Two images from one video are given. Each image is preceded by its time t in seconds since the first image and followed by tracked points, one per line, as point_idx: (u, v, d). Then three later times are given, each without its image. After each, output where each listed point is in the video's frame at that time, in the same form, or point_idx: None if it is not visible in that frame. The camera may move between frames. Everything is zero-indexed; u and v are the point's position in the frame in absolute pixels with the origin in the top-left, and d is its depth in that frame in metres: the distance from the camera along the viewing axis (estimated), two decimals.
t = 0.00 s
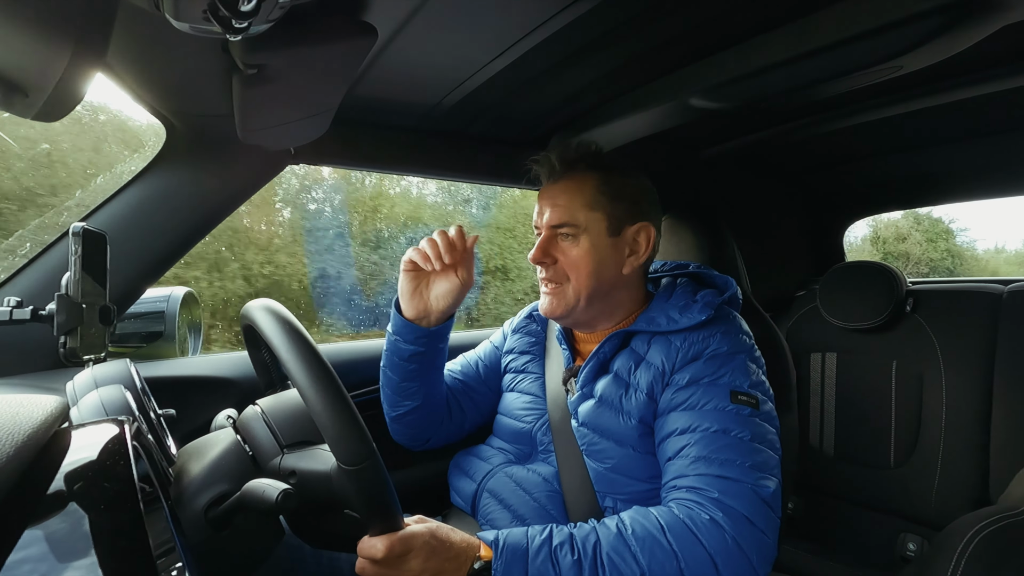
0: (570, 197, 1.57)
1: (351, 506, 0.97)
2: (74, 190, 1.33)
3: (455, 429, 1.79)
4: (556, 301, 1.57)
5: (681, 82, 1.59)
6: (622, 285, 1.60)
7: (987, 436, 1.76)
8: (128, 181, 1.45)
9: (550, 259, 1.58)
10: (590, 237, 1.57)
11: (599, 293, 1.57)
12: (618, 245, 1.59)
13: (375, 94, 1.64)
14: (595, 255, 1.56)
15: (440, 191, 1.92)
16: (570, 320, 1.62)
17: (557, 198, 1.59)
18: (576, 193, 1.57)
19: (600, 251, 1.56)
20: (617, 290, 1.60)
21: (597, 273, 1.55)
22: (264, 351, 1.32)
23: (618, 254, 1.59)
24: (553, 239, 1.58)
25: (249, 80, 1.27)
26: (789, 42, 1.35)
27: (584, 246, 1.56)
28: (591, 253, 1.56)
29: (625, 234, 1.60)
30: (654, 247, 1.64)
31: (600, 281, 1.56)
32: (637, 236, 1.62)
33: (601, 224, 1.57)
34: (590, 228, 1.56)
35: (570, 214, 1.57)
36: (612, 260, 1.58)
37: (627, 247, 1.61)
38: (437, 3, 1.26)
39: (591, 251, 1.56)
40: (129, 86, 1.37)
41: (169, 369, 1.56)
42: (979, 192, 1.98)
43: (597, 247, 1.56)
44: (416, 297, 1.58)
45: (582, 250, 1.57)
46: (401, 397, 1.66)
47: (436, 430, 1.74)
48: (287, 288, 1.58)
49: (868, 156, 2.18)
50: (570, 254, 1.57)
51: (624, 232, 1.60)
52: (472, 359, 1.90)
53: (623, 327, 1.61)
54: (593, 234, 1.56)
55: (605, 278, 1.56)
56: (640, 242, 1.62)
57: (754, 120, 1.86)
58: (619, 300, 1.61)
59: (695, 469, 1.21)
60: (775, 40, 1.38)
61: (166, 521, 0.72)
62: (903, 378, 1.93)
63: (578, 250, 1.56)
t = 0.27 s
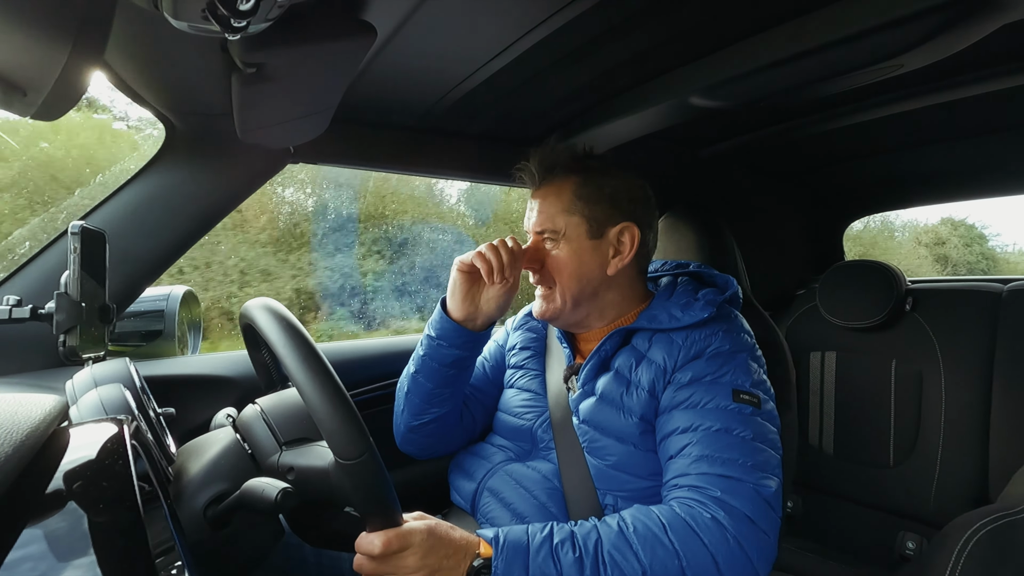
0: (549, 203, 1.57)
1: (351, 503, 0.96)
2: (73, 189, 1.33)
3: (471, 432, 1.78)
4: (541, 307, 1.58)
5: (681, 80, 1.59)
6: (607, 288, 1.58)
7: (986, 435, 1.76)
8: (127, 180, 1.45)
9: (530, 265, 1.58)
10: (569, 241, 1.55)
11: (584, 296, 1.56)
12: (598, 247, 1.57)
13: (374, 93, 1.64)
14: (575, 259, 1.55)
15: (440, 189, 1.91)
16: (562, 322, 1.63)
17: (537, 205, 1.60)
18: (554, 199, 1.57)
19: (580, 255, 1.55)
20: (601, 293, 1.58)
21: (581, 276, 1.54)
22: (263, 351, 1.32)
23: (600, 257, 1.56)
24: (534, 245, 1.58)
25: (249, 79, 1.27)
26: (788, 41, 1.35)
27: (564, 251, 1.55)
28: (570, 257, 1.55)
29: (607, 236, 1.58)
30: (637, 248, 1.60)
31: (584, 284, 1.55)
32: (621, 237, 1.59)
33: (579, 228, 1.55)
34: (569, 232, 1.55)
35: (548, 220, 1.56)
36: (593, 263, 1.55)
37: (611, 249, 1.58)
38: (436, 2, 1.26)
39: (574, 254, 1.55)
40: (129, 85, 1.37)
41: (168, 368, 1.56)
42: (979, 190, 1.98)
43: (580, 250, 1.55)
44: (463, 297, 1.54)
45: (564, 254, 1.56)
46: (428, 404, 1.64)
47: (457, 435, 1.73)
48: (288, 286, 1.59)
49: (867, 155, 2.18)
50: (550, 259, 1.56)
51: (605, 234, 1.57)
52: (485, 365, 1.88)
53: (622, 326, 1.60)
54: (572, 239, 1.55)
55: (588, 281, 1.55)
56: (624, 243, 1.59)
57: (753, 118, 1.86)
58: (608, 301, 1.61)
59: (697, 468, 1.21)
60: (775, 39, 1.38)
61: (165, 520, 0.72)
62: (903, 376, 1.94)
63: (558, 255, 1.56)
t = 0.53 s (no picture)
0: (558, 203, 1.57)
1: (353, 506, 0.97)
2: (75, 191, 1.33)
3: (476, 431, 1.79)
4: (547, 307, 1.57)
5: (682, 81, 1.59)
6: (613, 292, 1.59)
7: (989, 435, 1.76)
8: (129, 182, 1.45)
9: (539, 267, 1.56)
10: (578, 244, 1.55)
11: (590, 298, 1.56)
12: (607, 251, 1.57)
13: (376, 95, 1.64)
14: (584, 262, 1.54)
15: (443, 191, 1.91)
16: (565, 323, 1.62)
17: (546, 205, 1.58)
18: (566, 201, 1.56)
19: (590, 258, 1.55)
20: (606, 297, 1.58)
21: (589, 279, 1.54)
22: (264, 351, 1.33)
23: (608, 261, 1.56)
24: (542, 247, 1.57)
25: (250, 81, 1.27)
26: (789, 42, 1.35)
27: (574, 253, 1.55)
28: (579, 260, 1.54)
29: (615, 240, 1.58)
30: (645, 255, 1.61)
31: (590, 287, 1.55)
32: (630, 242, 1.60)
33: (589, 231, 1.55)
34: (579, 235, 1.55)
35: (558, 222, 1.55)
36: (602, 266, 1.55)
37: (619, 253, 1.58)
38: (437, 3, 1.26)
39: (582, 256, 1.54)
40: (132, 87, 1.37)
41: (170, 369, 1.56)
42: (981, 190, 1.98)
43: (588, 253, 1.55)
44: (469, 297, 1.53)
45: (572, 256, 1.55)
46: (433, 405, 1.63)
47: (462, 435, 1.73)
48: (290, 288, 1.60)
49: (868, 156, 2.18)
50: (558, 261, 1.55)
51: (615, 238, 1.58)
52: (489, 366, 1.88)
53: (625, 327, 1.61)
54: (581, 242, 1.55)
55: (596, 283, 1.55)
56: (633, 248, 1.60)
57: (754, 119, 1.86)
58: (610, 305, 1.61)
59: (701, 471, 1.21)
60: (775, 39, 1.38)
61: (168, 520, 0.72)
62: (905, 376, 1.93)
63: (567, 257, 1.55)
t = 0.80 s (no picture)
0: (585, 192, 1.57)
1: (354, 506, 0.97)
2: (78, 192, 1.34)
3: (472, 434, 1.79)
4: (567, 297, 1.55)
5: (684, 80, 1.59)
6: (630, 284, 1.62)
7: (991, 435, 1.75)
8: (131, 182, 1.46)
9: (564, 253, 1.57)
10: (604, 234, 1.57)
11: (613, 289, 1.59)
12: (630, 243, 1.60)
13: (376, 94, 1.65)
14: (609, 252, 1.57)
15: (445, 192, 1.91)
16: (577, 316, 1.61)
17: (574, 192, 1.58)
18: (594, 190, 1.57)
19: (614, 248, 1.57)
20: (625, 288, 1.61)
21: (613, 269, 1.57)
22: (265, 350, 1.32)
23: (630, 251, 1.60)
24: (568, 234, 1.58)
25: (251, 81, 1.27)
26: (790, 41, 1.35)
27: (600, 242, 1.56)
28: (605, 250, 1.56)
29: (637, 232, 1.62)
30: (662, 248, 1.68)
31: (614, 277, 1.57)
32: (648, 235, 1.65)
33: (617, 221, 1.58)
34: (605, 225, 1.57)
35: (587, 210, 1.56)
36: (624, 258, 1.59)
37: (641, 246, 1.63)
38: (438, 4, 1.26)
39: (608, 246, 1.57)
40: (134, 87, 1.37)
41: (171, 369, 1.56)
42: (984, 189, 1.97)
43: (613, 243, 1.57)
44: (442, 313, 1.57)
45: (597, 245, 1.56)
46: (422, 417, 1.64)
47: (457, 441, 1.74)
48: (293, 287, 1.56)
49: (870, 155, 2.18)
50: (582, 250, 1.56)
51: (637, 230, 1.62)
52: (480, 363, 1.88)
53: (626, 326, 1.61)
54: (607, 232, 1.57)
55: (620, 274, 1.58)
56: (651, 241, 1.66)
57: (755, 119, 1.86)
58: (627, 299, 1.63)
59: (700, 470, 1.20)
60: (777, 38, 1.37)
61: (169, 519, 0.72)
62: (907, 376, 1.93)
63: (592, 246, 1.56)
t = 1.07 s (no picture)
0: (594, 191, 1.57)
1: (353, 503, 0.97)
2: (77, 190, 1.33)
3: (447, 419, 1.78)
4: (580, 296, 1.56)
5: (683, 80, 1.59)
6: (637, 280, 1.64)
7: (989, 434, 1.76)
8: (130, 181, 1.46)
9: (576, 254, 1.56)
10: (614, 231, 1.58)
11: (622, 287, 1.60)
12: (636, 239, 1.62)
13: (376, 93, 1.65)
14: (619, 249, 1.58)
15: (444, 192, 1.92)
16: (587, 317, 1.61)
17: (582, 191, 1.57)
18: (602, 189, 1.58)
19: (624, 245, 1.59)
20: (634, 285, 1.63)
21: (622, 266, 1.58)
22: (265, 348, 1.32)
23: (637, 247, 1.62)
24: (578, 234, 1.57)
25: (250, 80, 1.27)
26: (789, 41, 1.35)
27: (612, 240, 1.57)
28: (617, 247, 1.57)
29: (642, 230, 1.65)
30: (661, 243, 1.71)
31: (622, 274, 1.59)
32: (649, 231, 1.68)
33: (625, 219, 1.60)
34: (615, 223, 1.58)
35: (596, 209, 1.57)
36: (633, 254, 1.61)
37: (644, 243, 1.66)
38: (438, 3, 1.26)
39: (617, 244, 1.58)
40: (134, 86, 1.38)
41: (171, 368, 1.56)
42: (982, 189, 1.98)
43: (622, 241, 1.59)
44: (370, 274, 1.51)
45: (608, 244, 1.57)
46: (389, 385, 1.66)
47: (427, 418, 1.73)
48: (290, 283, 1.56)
49: (868, 155, 2.19)
50: (593, 248, 1.56)
51: (641, 226, 1.64)
52: (470, 350, 1.92)
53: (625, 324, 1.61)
54: (617, 229, 1.58)
55: (628, 272, 1.60)
56: (651, 237, 1.69)
57: (754, 118, 1.86)
58: (634, 297, 1.64)
59: (699, 470, 1.21)
60: (777, 37, 1.37)
61: (168, 518, 0.73)
62: (906, 375, 1.93)
63: (605, 245, 1.57)
